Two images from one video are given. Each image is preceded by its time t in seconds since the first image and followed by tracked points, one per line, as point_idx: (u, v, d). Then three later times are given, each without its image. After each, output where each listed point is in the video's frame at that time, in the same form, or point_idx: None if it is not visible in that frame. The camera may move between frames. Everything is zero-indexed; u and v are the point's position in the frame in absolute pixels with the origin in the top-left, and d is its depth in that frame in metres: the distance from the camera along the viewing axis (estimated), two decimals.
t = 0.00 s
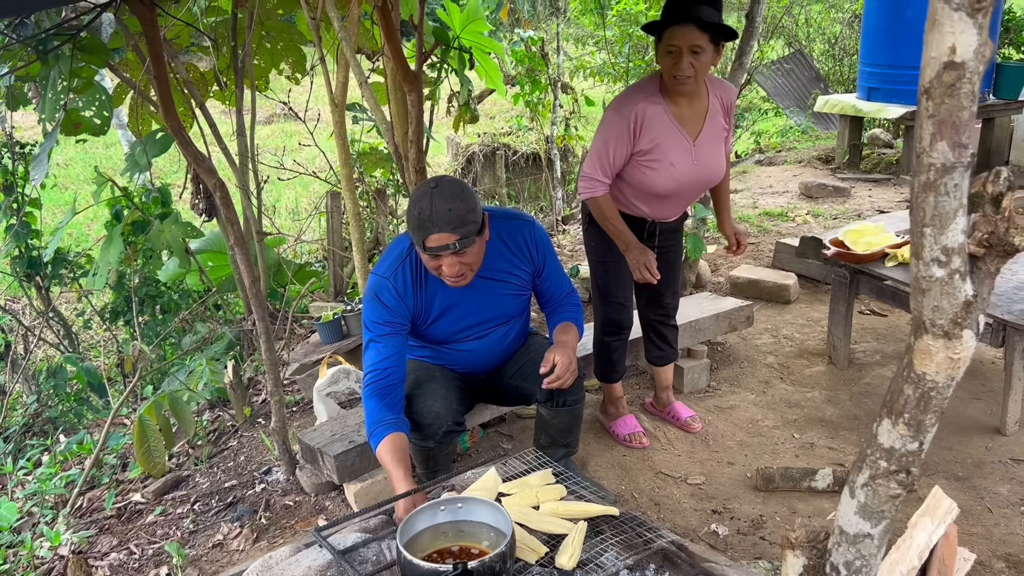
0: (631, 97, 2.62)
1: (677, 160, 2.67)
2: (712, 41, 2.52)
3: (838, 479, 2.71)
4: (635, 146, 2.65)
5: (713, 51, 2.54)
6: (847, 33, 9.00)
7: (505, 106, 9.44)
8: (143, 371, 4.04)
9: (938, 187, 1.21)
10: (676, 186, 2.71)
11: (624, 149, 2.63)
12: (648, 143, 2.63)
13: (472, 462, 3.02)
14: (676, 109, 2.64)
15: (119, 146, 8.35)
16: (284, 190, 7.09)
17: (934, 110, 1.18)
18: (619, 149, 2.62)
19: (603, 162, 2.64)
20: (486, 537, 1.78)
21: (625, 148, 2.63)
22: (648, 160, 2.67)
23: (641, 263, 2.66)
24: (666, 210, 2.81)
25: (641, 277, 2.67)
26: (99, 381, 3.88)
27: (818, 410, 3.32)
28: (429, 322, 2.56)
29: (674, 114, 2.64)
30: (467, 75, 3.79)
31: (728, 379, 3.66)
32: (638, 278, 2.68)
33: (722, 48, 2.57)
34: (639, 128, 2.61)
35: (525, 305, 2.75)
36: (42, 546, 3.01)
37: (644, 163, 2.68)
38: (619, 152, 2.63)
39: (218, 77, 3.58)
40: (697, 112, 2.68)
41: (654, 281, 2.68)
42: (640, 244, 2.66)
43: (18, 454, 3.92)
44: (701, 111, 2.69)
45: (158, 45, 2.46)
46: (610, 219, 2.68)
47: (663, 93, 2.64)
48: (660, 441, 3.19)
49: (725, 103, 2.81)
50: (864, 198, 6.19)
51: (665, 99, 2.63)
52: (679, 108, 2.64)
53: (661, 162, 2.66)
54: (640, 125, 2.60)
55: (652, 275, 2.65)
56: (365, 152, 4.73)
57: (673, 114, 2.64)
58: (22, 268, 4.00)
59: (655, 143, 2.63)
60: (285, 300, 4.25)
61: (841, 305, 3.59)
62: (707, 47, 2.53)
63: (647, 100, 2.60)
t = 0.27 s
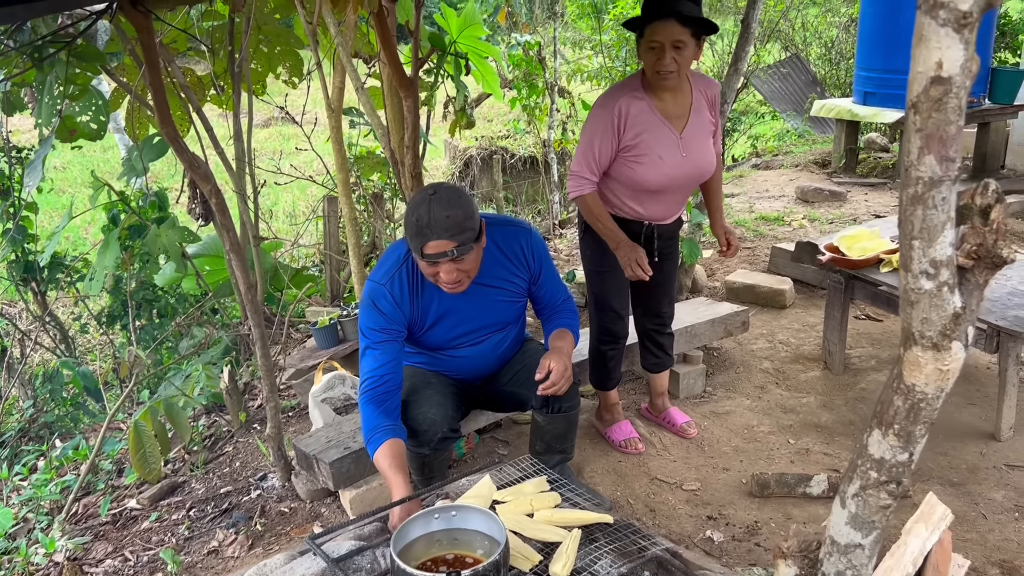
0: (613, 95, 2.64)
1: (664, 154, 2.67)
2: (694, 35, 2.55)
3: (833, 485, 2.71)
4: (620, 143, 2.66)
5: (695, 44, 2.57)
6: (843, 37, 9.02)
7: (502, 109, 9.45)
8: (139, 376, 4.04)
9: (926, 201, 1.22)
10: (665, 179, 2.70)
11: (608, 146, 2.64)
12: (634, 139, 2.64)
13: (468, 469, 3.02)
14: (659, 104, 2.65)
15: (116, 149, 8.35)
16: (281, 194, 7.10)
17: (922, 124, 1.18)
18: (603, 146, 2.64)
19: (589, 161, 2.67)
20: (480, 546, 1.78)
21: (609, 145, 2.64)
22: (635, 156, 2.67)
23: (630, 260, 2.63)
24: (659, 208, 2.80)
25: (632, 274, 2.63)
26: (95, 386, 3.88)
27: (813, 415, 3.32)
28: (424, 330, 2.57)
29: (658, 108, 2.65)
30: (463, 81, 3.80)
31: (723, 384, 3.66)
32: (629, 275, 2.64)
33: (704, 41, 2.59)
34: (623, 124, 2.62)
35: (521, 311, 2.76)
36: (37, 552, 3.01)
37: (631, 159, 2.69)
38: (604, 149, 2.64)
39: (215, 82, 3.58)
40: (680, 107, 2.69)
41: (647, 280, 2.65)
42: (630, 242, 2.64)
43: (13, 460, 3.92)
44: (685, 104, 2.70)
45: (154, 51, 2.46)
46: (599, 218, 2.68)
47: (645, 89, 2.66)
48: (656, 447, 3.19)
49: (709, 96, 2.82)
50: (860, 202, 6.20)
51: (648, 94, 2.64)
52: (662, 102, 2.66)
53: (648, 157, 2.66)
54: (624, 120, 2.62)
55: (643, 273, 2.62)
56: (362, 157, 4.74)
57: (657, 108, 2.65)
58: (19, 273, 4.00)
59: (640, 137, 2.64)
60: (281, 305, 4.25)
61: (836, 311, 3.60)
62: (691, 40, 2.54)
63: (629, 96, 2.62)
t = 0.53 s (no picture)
0: (613, 94, 2.64)
1: (669, 146, 2.68)
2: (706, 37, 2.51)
3: (829, 487, 2.72)
4: (624, 141, 2.67)
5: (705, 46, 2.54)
6: (842, 38, 9.03)
7: (501, 110, 9.45)
8: (138, 376, 4.04)
9: (919, 207, 1.22)
10: (672, 171, 2.72)
11: (613, 144, 2.65)
12: (637, 135, 2.65)
13: (465, 470, 3.03)
14: (657, 96, 2.66)
15: (116, 149, 8.35)
16: (280, 194, 7.10)
17: (915, 130, 1.19)
18: (608, 146, 2.64)
19: (594, 162, 2.66)
20: (477, 548, 1.78)
21: (614, 143, 2.65)
22: (641, 151, 2.68)
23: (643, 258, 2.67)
24: (669, 200, 2.81)
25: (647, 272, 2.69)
26: (93, 386, 3.88)
27: (810, 417, 3.33)
28: (422, 331, 2.57)
29: (659, 102, 2.66)
30: (461, 82, 3.80)
31: (721, 386, 3.67)
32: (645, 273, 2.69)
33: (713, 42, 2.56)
34: (625, 121, 2.63)
35: (519, 313, 2.76)
36: (35, 552, 3.01)
37: (637, 156, 2.69)
38: (609, 148, 2.65)
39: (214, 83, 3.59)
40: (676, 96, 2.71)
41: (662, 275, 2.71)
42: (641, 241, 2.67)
43: (12, 459, 3.92)
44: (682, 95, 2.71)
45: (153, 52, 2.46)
46: (606, 220, 2.69)
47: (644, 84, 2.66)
48: (653, 449, 3.20)
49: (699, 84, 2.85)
50: (859, 203, 6.21)
51: (648, 89, 2.64)
52: (662, 96, 2.66)
53: (654, 150, 2.67)
54: (626, 118, 2.63)
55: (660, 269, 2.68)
56: (361, 158, 4.75)
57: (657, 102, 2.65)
58: (17, 273, 4.00)
59: (644, 132, 2.65)
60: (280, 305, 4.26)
61: (834, 313, 3.60)
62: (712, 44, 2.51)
63: (629, 93, 2.62)
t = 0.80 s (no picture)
0: (655, 88, 2.60)
1: (709, 137, 2.68)
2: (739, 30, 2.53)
3: (828, 484, 2.72)
4: (668, 135, 2.64)
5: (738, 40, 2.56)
6: (844, 35, 9.02)
7: (502, 106, 9.45)
8: (138, 370, 4.05)
9: (919, 202, 1.22)
10: (711, 163, 2.73)
11: (659, 139, 2.61)
12: (681, 129, 2.63)
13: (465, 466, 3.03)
14: (693, 88, 2.66)
15: (116, 144, 8.35)
16: (280, 189, 7.10)
17: (915, 126, 1.19)
18: (655, 139, 2.61)
19: (643, 157, 2.62)
20: (475, 542, 1.79)
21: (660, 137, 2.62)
22: (684, 145, 2.66)
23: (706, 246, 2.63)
24: (704, 192, 2.83)
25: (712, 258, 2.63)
26: (93, 381, 3.89)
27: (810, 414, 3.33)
28: (422, 325, 2.57)
29: (694, 95, 2.65)
30: (462, 78, 3.79)
31: (721, 383, 3.67)
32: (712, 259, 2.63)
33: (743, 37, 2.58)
34: (670, 116, 2.60)
35: (518, 308, 2.77)
36: (35, 546, 3.02)
37: (680, 150, 2.67)
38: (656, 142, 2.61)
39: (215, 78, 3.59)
40: (705, 88, 2.72)
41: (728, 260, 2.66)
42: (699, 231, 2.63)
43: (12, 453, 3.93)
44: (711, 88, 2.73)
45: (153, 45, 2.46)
46: (661, 215, 2.63)
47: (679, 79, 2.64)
48: (652, 445, 3.20)
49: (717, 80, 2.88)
50: (860, 201, 6.21)
51: (685, 84, 2.63)
52: (697, 90, 2.66)
53: (696, 142, 2.66)
54: (671, 112, 2.60)
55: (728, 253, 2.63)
56: (361, 154, 4.75)
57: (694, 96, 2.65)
58: (18, 267, 4.01)
59: (688, 125, 2.63)
60: (280, 300, 4.26)
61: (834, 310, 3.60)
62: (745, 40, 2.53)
63: (672, 88, 2.59)
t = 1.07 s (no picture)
0: (715, 69, 2.56)
1: (767, 124, 2.65)
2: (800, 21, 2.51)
3: (833, 473, 2.72)
4: (726, 117, 2.60)
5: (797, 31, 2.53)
6: (851, 27, 8.97)
7: (506, 96, 9.42)
8: (143, 357, 4.05)
9: (933, 182, 1.21)
10: (765, 151, 2.70)
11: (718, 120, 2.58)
12: (740, 111, 2.59)
13: (469, 452, 3.04)
14: (754, 73, 2.63)
15: (120, 133, 8.34)
16: (284, 179, 7.10)
17: (929, 104, 1.18)
18: (713, 121, 2.57)
19: (699, 138, 2.58)
20: (480, 527, 1.79)
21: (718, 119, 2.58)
22: (742, 129, 2.63)
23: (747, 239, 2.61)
24: (754, 181, 2.79)
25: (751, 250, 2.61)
26: (98, 367, 3.90)
27: (814, 404, 3.33)
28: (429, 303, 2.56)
29: (752, 81, 2.63)
30: (468, 65, 3.78)
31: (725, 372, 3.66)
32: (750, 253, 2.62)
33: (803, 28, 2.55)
34: (730, 97, 2.57)
35: (525, 292, 2.76)
36: (40, 530, 3.03)
37: (737, 133, 2.64)
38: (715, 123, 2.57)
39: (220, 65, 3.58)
40: (762, 76, 2.70)
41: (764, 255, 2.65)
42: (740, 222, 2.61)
43: (17, 439, 3.94)
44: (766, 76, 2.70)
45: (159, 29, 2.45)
46: (710, 199, 2.60)
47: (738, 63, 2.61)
48: (657, 434, 3.20)
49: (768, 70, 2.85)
50: (865, 193, 6.18)
51: (745, 69, 2.60)
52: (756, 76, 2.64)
53: (753, 127, 2.63)
54: (732, 93, 2.56)
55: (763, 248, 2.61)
56: (366, 142, 4.74)
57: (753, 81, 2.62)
58: (23, 254, 4.01)
59: (746, 108, 2.60)
60: (284, 288, 4.26)
61: (839, 301, 3.59)
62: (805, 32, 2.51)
63: (733, 70, 2.56)
